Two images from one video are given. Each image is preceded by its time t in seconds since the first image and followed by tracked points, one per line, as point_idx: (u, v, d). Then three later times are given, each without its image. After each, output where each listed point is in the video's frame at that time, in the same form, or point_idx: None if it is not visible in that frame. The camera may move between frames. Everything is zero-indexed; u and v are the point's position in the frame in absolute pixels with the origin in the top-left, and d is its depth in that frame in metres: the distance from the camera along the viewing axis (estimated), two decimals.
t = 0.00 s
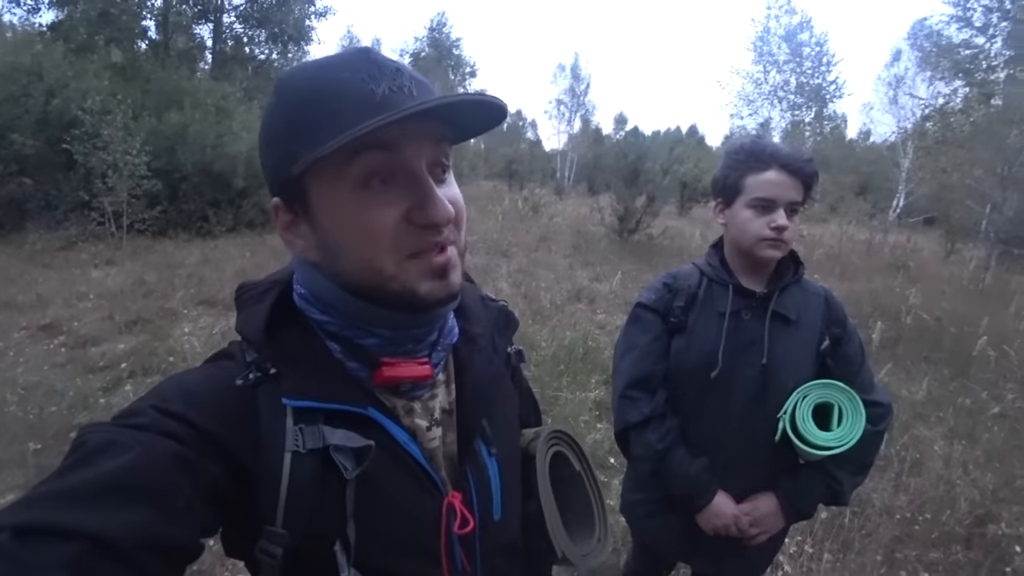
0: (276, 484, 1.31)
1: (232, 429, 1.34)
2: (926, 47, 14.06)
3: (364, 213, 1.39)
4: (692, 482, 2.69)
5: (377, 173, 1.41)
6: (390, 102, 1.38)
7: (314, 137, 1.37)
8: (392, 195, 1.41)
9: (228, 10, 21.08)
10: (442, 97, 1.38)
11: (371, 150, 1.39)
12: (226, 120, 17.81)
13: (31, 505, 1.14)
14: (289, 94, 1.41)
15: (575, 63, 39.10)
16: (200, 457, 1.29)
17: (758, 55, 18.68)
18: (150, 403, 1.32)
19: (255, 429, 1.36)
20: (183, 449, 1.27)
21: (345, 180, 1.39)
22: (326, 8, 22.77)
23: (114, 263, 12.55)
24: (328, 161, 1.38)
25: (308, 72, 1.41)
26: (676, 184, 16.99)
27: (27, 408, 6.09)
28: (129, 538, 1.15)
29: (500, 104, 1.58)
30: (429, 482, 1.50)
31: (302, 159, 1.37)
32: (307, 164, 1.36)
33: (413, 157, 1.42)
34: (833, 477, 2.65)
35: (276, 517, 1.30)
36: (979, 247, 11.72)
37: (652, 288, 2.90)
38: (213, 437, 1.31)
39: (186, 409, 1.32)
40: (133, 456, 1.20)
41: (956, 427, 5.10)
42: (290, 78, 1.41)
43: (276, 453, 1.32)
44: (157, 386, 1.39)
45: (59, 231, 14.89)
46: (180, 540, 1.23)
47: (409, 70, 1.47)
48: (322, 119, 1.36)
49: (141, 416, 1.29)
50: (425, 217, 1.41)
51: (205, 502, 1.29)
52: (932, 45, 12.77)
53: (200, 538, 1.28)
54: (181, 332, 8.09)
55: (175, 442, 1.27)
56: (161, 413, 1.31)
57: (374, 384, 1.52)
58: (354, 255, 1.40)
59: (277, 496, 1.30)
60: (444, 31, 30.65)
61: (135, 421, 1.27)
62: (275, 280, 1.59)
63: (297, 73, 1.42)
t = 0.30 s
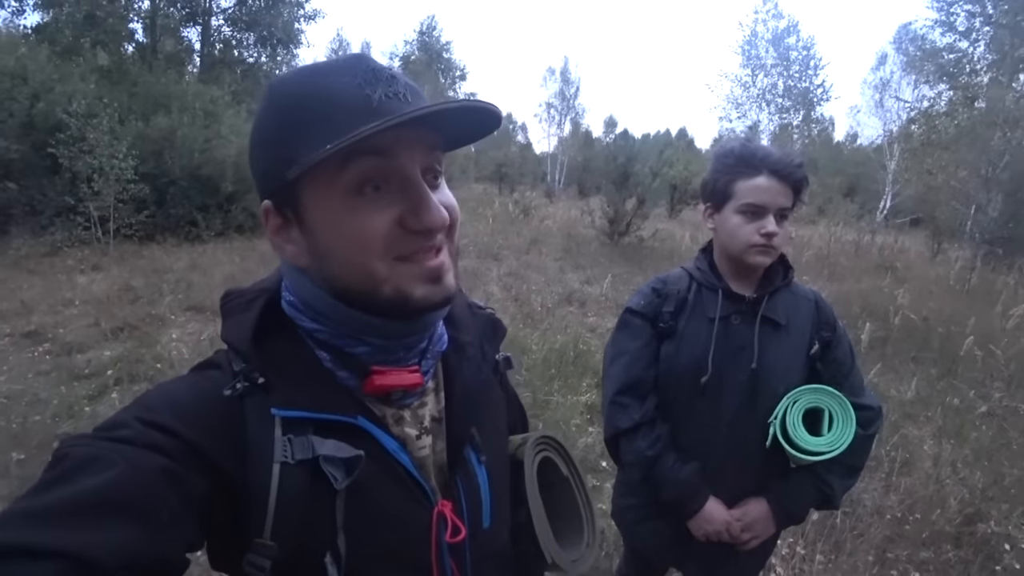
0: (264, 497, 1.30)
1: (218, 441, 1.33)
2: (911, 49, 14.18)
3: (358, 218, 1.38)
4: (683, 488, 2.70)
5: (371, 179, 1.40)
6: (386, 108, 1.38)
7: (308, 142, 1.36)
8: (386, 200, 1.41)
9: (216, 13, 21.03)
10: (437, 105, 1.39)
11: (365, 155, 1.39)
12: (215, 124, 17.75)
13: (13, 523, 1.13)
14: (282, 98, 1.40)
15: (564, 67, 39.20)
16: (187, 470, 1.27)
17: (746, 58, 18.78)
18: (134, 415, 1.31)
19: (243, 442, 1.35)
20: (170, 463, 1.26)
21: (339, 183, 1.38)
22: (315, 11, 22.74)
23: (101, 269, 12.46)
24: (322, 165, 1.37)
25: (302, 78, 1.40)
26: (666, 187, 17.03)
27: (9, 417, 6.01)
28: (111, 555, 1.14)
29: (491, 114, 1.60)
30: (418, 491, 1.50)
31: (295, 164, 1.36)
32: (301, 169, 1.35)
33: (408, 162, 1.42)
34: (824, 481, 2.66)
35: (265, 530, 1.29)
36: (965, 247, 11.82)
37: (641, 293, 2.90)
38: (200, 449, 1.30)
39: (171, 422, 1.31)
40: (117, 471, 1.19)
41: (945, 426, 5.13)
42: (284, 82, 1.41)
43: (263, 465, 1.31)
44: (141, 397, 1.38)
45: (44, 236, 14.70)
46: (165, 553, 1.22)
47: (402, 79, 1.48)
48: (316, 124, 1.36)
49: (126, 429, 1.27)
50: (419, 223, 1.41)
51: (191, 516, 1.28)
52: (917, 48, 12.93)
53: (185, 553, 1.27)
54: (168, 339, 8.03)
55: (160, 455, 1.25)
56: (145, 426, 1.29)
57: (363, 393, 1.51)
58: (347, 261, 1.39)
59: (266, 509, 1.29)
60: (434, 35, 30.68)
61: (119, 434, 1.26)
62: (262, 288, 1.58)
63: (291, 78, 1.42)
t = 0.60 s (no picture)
0: (256, 495, 1.28)
1: (208, 438, 1.31)
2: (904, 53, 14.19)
3: (361, 213, 1.38)
4: (677, 492, 2.68)
5: (374, 174, 1.40)
6: (390, 104, 1.38)
7: (313, 134, 1.35)
8: (389, 195, 1.40)
9: (212, 17, 21.01)
10: (444, 104, 1.40)
11: (369, 150, 1.38)
12: (209, 128, 17.71)
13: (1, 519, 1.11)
14: (288, 90, 1.39)
15: (560, 71, 39.29)
16: (177, 468, 1.26)
17: (740, 63, 18.82)
18: (123, 411, 1.29)
19: (234, 439, 1.33)
20: (159, 460, 1.24)
21: (344, 177, 1.38)
22: (311, 15, 22.73)
23: (94, 273, 12.41)
24: (326, 159, 1.37)
25: (308, 70, 1.40)
26: (661, 190, 17.06)
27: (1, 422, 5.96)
28: (98, 553, 1.13)
29: (491, 119, 1.61)
30: (411, 491, 1.48)
31: (298, 156, 1.35)
32: (304, 161, 1.35)
33: (411, 159, 1.42)
34: (819, 483, 2.65)
35: (255, 528, 1.27)
36: (958, 250, 11.85)
37: (634, 295, 2.90)
38: (191, 445, 1.28)
39: (161, 419, 1.29)
40: (105, 469, 1.17)
41: (940, 428, 5.12)
42: (291, 74, 1.41)
43: (255, 462, 1.29)
44: (129, 395, 1.36)
45: (38, 240, 14.64)
46: (153, 553, 1.20)
47: (408, 78, 1.49)
48: (321, 117, 1.36)
49: (115, 424, 1.25)
50: (421, 221, 1.41)
51: (180, 515, 1.27)
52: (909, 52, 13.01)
53: (173, 552, 1.25)
54: (162, 343, 7.99)
55: (149, 452, 1.24)
56: (135, 422, 1.27)
57: (358, 391, 1.50)
58: (349, 257, 1.38)
59: (257, 507, 1.28)
60: (430, 39, 30.76)
61: (108, 430, 1.24)
62: (256, 285, 1.57)
63: (297, 71, 1.41)
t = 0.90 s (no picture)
0: (243, 498, 1.26)
1: (195, 438, 1.28)
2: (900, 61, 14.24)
3: (372, 209, 1.37)
4: (675, 500, 2.64)
5: (385, 171, 1.39)
6: (403, 104, 1.38)
7: (326, 129, 1.35)
8: (399, 194, 1.40)
9: (212, 22, 21.05)
10: (458, 106, 1.40)
11: (383, 149, 1.38)
12: (208, 133, 17.70)
13: None
14: (300, 85, 1.38)
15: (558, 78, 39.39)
16: (162, 471, 1.23)
17: (738, 70, 18.88)
18: (109, 413, 1.26)
19: (222, 441, 1.30)
20: (144, 463, 1.21)
21: (356, 174, 1.37)
22: (310, 21, 22.78)
23: (91, 277, 12.37)
24: (338, 153, 1.36)
25: (322, 69, 1.40)
26: (660, 197, 17.06)
27: None
28: (80, 558, 1.10)
29: (498, 130, 1.62)
30: (403, 495, 1.46)
31: (310, 150, 1.34)
32: (317, 154, 1.33)
33: (423, 160, 1.42)
34: (818, 491, 2.63)
35: (242, 533, 1.25)
36: (955, 256, 11.85)
37: (631, 301, 2.87)
38: (177, 447, 1.26)
39: (148, 420, 1.26)
40: (88, 472, 1.15)
41: (939, 434, 5.10)
42: (304, 70, 1.40)
43: (243, 464, 1.27)
44: (115, 396, 1.33)
45: (35, 244, 14.61)
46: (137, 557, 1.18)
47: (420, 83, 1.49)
48: (335, 113, 1.35)
49: (99, 426, 1.23)
50: (430, 221, 1.41)
51: (166, 518, 1.24)
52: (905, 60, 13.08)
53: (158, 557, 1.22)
54: (157, 348, 7.96)
55: (134, 455, 1.21)
56: (121, 424, 1.24)
57: (351, 393, 1.47)
58: (356, 254, 1.37)
59: (245, 511, 1.25)
60: (429, 45, 30.90)
61: (92, 432, 1.21)
62: (248, 285, 1.54)
63: (309, 69, 1.41)
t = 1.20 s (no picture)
0: (228, 508, 1.24)
1: (176, 446, 1.26)
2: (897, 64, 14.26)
3: (362, 209, 1.35)
4: (672, 509, 2.62)
5: (376, 174, 1.38)
6: (399, 109, 1.37)
7: (320, 128, 1.33)
8: (389, 197, 1.38)
9: (209, 26, 21.05)
10: (453, 114, 1.39)
11: (377, 152, 1.37)
12: (205, 136, 17.68)
13: None
14: (296, 82, 1.36)
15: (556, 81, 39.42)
16: (142, 481, 1.21)
17: (736, 73, 18.88)
18: (87, 422, 1.23)
19: (206, 450, 1.28)
20: (122, 473, 1.19)
21: (348, 174, 1.36)
22: (308, 25, 22.79)
23: (87, 281, 12.34)
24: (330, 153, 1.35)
25: (319, 68, 1.38)
26: (658, 199, 17.06)
27: None
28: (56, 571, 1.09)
29: (490, 141, 1.61)
30: (393, 503, 1.43)
31: (303, 149, 1.33)
32: (311, 153, 1.32)
33: (414, 166, 1.41)
34: (818, 498, 2.62)
35: (227, 544, 1.23)
36: (953, 258, 11.84)
37: (626, 306, 2.85)
38: (157, 456, 1.23)
39: (129, 430, 1.24)
40: (65, 482, 1.13)
41: (938, 438, 5.08)
42: (300, 70, 1.38)
43: (226, 473, 1.25)
44: (95, 405, 1.30)
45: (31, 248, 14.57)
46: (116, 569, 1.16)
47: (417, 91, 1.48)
48: (329, 113, 1.33)
49: (77, 436, 1.20)
50: (420, 224, 1.39)
51: (147, 528, 1.22)
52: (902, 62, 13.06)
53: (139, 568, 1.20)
54: (154, 353, 7.94)
55: (112, 465, 1.19)
56: (100, 434, 1.22)
57: (339, 399, 1.45)
58: (344, 255, 1.35)
59: (230, 519, 1.23)
60: (427, 49, 30.98)
61: (69, 443, 1.19)
62: (233, 290, 1.52)
63: (306, 68, 1.39)
